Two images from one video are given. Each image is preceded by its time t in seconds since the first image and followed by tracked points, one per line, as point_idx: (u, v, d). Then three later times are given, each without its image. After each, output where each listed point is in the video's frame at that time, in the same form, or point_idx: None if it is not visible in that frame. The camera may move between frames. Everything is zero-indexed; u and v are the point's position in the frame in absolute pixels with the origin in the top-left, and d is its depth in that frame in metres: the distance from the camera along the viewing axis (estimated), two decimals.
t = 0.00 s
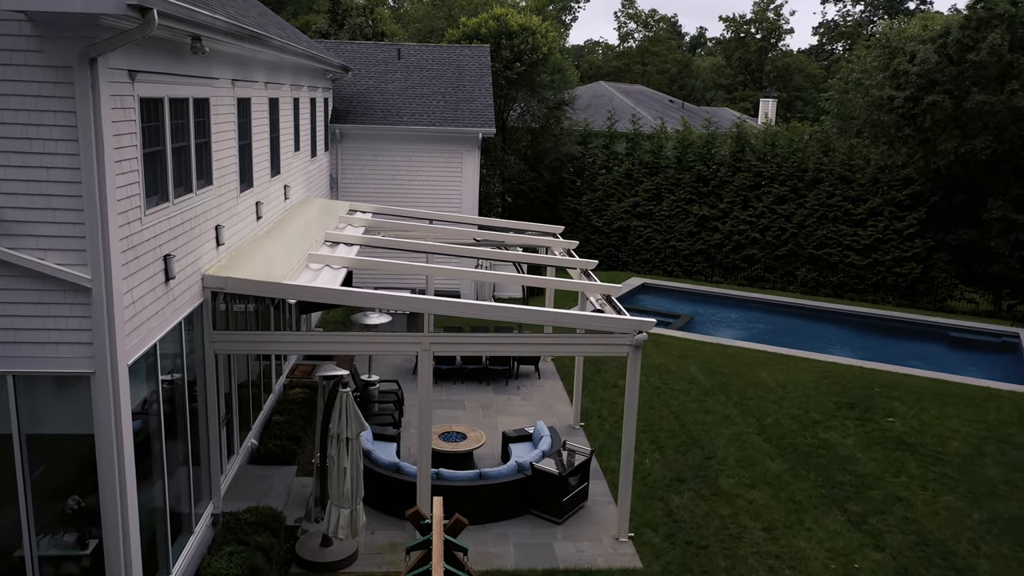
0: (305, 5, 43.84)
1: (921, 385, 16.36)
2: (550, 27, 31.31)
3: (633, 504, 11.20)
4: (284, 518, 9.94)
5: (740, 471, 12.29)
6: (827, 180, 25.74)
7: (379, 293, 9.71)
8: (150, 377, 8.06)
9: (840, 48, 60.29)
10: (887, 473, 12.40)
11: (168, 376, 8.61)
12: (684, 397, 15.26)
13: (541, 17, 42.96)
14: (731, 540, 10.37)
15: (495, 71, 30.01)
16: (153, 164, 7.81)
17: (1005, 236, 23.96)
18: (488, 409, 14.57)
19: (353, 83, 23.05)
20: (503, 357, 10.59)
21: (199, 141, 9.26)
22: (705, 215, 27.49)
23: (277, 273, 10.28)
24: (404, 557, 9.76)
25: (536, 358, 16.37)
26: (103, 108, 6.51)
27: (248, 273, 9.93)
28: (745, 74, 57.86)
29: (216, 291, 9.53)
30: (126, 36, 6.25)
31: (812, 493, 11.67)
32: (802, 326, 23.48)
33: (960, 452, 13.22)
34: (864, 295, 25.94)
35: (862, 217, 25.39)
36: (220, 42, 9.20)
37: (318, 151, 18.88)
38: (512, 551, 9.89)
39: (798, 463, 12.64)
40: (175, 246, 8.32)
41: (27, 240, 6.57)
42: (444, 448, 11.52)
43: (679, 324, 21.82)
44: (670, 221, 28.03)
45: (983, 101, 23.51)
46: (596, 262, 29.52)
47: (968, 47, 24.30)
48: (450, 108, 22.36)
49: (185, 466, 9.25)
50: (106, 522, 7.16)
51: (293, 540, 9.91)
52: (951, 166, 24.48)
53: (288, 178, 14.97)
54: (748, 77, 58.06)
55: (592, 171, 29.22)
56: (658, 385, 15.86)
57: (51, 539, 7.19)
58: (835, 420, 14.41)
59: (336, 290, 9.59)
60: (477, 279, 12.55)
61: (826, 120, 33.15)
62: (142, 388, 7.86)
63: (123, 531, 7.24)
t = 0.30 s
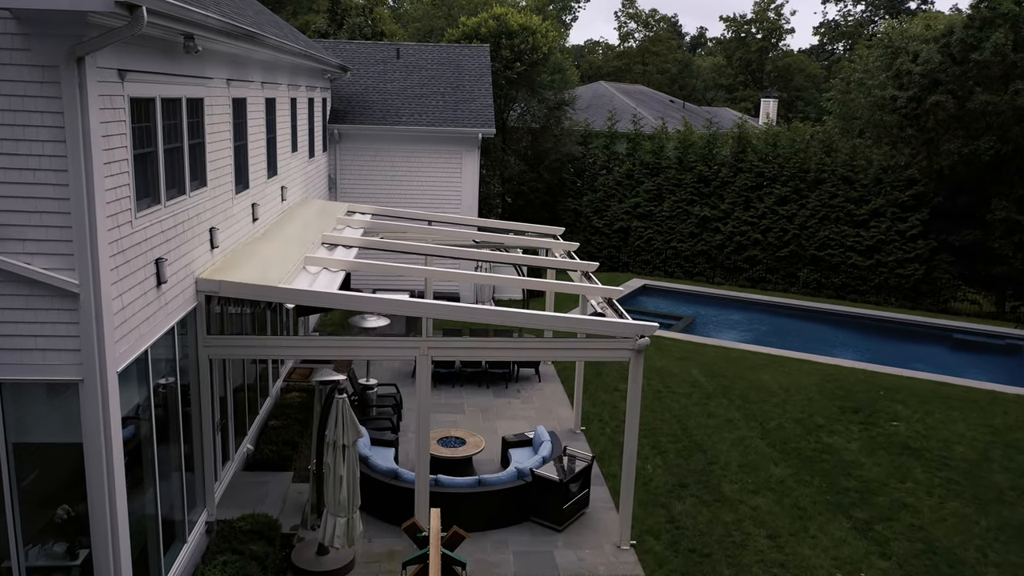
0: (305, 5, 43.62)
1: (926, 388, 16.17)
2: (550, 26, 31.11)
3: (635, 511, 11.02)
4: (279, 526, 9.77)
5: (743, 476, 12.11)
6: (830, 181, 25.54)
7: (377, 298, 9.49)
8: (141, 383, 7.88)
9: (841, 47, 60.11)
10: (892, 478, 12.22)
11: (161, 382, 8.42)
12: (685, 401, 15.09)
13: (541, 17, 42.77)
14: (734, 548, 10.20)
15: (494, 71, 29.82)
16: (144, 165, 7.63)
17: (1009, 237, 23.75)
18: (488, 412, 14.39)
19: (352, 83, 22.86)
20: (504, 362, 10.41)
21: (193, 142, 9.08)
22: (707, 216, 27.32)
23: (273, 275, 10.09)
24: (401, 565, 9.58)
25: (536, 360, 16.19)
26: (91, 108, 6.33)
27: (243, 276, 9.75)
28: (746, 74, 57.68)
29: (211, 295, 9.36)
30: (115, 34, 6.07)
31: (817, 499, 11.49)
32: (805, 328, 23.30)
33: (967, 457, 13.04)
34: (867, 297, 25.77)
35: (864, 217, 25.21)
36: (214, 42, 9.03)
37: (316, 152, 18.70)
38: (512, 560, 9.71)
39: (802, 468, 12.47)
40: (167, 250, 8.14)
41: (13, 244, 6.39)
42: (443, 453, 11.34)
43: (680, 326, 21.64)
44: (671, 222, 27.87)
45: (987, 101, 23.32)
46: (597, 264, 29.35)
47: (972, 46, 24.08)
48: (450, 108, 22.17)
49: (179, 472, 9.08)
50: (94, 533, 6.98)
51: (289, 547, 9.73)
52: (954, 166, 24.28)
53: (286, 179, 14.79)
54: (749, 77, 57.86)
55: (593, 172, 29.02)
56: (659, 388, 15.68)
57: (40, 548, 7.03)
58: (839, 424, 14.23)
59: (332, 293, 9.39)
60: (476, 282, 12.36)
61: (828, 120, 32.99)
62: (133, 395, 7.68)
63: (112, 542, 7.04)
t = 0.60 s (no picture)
0: (305, 5, 43.46)
1: (930, 391, 15.98)
2: (550, 26, 30.91)
3: (637, 517, 10.85)
4: (274, 534, 9.58)
5: (747, 482, 11.92)
6: (832, 181, 25.34)
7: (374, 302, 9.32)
8: (133, 391, 7.70)
9: (842, 47, 59.96)
10: (898, 484, 12.03)
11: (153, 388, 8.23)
12: (687, 405, 14.90)
13: (542, 16, 42.60)
14: (738, 556, 10.01)
15: (494, 70, 29.62)
16: (135, 167, 7.45)
17: (1014, 238, 23.47)
18: (488, 417, 14.21)
19: (351, 83, 22.68)
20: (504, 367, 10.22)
21: (186, 143, 8.90)
22: (708, 217, 27.15)
23: (269, 278, 9.90)
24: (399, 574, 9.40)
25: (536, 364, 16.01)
26: (79, 109, 6.15)
27: (238, 280, 9.56)
28: (747, 74, 57.52)
29: (204, 299, 9.16)
30: (102, 32, 5.88)
31: (822, 506, 11.30)
32: (809, 330, 23.11)
33: (973, 462, 12.85)
34: (869, 298, 25.58)
35: (867, 218, 25.01)
36: (207, 41, 8.84)
37: (314, 152, 18.52)
38: (512, 568, 9.53)
39: (806, 473, 12.28)
40: (160, 253, 7.97)
41: None
42: (442, 459, 11.15)
43: (682, 328, 21.44)
44: (673, 223, 27.70)
45: (991, 101, 23.12)
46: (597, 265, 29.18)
47: (976, 45, 23.87)
48: (449, 109, 22.00)
49: (172, 479, 8.90)
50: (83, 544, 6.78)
51: (284, 556, 9.54)
52: (957, 167, 24.11)
53: (282, 181, 14.60)
54: (750, 77, 57.70)
55: (593, 172, 28.84)
56: (660, 391, 15.50)
57: (28, 559, 6.82)
58: (844, 429, 14.05)
59: (330, 297, 9.18)
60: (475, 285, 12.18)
61: (830, 121, 32.82)
62: (123, 403, 7.49)
63: (101, 553, 6.85)
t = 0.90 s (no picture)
0: (305, 4, 43.27)
1: (935, 395, 15.80)
2: (550, 26, 30.71)
3: (638, 525, 10.67)
4: (269, 543, 9.39)
5: (750, 488, 11.74)
6: (834, 182, 25.14)
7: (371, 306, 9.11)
8: (123, 398, 7.52)
9: (843, 48, 59.86)
10: (904, 491, 11.85)
11: (143, 395, 8.06)
12: (689, 408, 14.72)
13: (542, 16, 42.40)
14: (741, 565, 9.83)
15: (494, 70, 29.41)
16: (124, 169, 7.27)
17: (1017, 239, 23.41)
18: (487, 421, 14.02)
19: (349, 83, 22.50)
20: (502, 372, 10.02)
21: (178, 144, 8.73)
22: (709, 218, 26.97)
23: (263, 281, 9.71)
24: None
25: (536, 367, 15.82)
26: (64, 110, 5.97)
27: (232, 283, 9.37)
28: (747, 74, 57.37)
29: (197, 303, 8.97)
30: (87, 30, 5.69)
31: (826, 513, 11.12)
32: (810, 332, 22.95)
33: (979, 467, 12.67)
34: (872, 300, 25.39)
35: (869, 219, 24.82)
36: (200, 39, 8.65)
37: (312, 153, 18.34)
38: None
39: (810, 479, 12.10)
40: (150, 257, 7.79)
41: None
42: (440, 465, 10.96)
43: (683, 330, 21.25)
44: (674, 224, 27.52)
45: (995, 101, 23.00)
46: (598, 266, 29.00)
47: (979, 45, 23.73)
48: (449, 109, 21.82)
49: (164, 486, 8.72)
50: (71, 556, 6.60)
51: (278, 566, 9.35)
52: (960, 167, 23.94)
53: (279, 182, 14.42)
54: (750, 77, 57.53)
55: (593, 173, 28.67)
56: (662, 395, 15.31)
57: (16, 569, 6.63)
58: (847, 433, 13.86)
59: (325, 302, 9.00)
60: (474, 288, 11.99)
61: (831, 121, 32.64)
62: (112, 410, 7.31)
63: (89, 565, 6.67)
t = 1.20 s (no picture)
0: (304, 4, 43.10)
1: (940, 398, 15.63)
2: (550, 25, 30.48)
3: (640, 532, 10.49)
4: (263, 552, 9.21)
5: (753, 495, 11.56)
6: (836, 183, 24.95)
7: (370, 311, 8.91)
8: (112, 406, 7.33)
9: (844, 47, 59.74)
10: (909, 497, 11.67)
11: (134, 403, 7.88)
12: (691, 412, 14.53)
13: (542, 16, 42.21)
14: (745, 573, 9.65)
15: (494, 70, 29.19)
16: (113, 171, 7.09)
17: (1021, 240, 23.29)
18: (486, 425, 13.84)
19: (347, 83, 22.31)
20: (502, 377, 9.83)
21: (170, 145, 8.54)
22: (710, 219, 26.79)
23: (259, 285, 9.53)
24: None
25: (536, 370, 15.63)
26: (49, 109, 5.79)
27: (226, 287, 9.19)
28: (748, 74, 57.25)
29: (189, 307, 8.78)
30: (72, 28, 5.51)
31: (831, 520, 10.94)
32: (812, 334, 22.80)
33: (985, 473, 12.49)
34: (874, 301, 25.21)
35: (872, 220, 24.63)
36: (192, 38, 8.47)
37: (309, 153, 18.15)
38: None
39: (814, 485, 11.91)
40: (141, 261, 7.60)
41: None
42: (438, 471, 10.79)
43: (684, 333, 21.08)
44: (675, 225, 27.35)
45: (999, 101, 22.85)
46: (598, 267, 28.82)
47: (982, 45, 23.57)
48: (448, 109, 21.64)
49: (155, 494, 8.54)
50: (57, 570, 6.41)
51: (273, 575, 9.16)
52: (964, 168, 23.76)
53: (275, 183, 14.23)
54: (751, 77, 57.37)
55: (594, 174, 28.50)
56: (663, 399, 15.13)
57: None
58: (851, 437, 13.68)
59: (322, 306, 8.81)
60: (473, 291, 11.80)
61: (833, 121, 32.47)
62: (101, 419, 7.11)
63: None
